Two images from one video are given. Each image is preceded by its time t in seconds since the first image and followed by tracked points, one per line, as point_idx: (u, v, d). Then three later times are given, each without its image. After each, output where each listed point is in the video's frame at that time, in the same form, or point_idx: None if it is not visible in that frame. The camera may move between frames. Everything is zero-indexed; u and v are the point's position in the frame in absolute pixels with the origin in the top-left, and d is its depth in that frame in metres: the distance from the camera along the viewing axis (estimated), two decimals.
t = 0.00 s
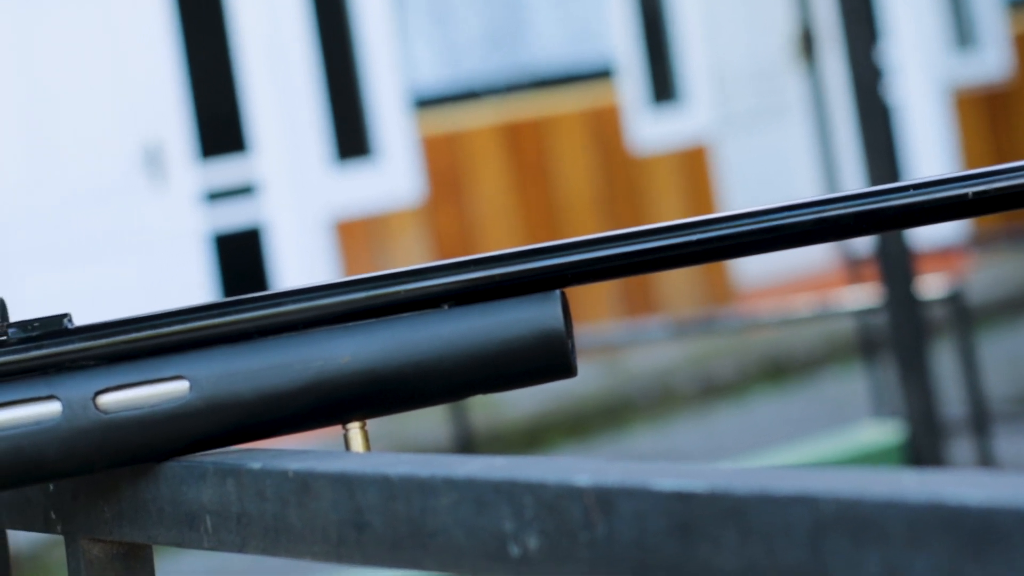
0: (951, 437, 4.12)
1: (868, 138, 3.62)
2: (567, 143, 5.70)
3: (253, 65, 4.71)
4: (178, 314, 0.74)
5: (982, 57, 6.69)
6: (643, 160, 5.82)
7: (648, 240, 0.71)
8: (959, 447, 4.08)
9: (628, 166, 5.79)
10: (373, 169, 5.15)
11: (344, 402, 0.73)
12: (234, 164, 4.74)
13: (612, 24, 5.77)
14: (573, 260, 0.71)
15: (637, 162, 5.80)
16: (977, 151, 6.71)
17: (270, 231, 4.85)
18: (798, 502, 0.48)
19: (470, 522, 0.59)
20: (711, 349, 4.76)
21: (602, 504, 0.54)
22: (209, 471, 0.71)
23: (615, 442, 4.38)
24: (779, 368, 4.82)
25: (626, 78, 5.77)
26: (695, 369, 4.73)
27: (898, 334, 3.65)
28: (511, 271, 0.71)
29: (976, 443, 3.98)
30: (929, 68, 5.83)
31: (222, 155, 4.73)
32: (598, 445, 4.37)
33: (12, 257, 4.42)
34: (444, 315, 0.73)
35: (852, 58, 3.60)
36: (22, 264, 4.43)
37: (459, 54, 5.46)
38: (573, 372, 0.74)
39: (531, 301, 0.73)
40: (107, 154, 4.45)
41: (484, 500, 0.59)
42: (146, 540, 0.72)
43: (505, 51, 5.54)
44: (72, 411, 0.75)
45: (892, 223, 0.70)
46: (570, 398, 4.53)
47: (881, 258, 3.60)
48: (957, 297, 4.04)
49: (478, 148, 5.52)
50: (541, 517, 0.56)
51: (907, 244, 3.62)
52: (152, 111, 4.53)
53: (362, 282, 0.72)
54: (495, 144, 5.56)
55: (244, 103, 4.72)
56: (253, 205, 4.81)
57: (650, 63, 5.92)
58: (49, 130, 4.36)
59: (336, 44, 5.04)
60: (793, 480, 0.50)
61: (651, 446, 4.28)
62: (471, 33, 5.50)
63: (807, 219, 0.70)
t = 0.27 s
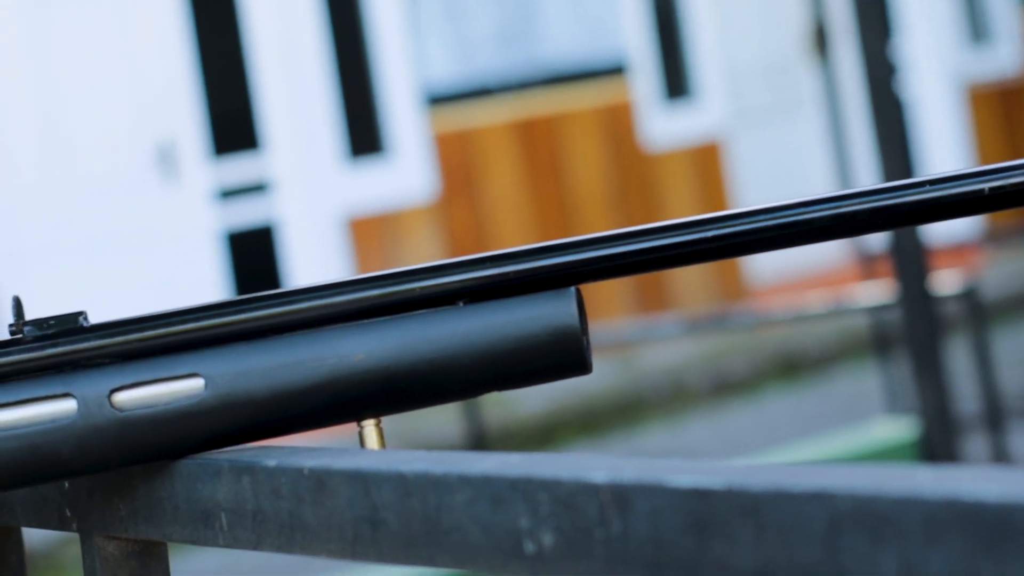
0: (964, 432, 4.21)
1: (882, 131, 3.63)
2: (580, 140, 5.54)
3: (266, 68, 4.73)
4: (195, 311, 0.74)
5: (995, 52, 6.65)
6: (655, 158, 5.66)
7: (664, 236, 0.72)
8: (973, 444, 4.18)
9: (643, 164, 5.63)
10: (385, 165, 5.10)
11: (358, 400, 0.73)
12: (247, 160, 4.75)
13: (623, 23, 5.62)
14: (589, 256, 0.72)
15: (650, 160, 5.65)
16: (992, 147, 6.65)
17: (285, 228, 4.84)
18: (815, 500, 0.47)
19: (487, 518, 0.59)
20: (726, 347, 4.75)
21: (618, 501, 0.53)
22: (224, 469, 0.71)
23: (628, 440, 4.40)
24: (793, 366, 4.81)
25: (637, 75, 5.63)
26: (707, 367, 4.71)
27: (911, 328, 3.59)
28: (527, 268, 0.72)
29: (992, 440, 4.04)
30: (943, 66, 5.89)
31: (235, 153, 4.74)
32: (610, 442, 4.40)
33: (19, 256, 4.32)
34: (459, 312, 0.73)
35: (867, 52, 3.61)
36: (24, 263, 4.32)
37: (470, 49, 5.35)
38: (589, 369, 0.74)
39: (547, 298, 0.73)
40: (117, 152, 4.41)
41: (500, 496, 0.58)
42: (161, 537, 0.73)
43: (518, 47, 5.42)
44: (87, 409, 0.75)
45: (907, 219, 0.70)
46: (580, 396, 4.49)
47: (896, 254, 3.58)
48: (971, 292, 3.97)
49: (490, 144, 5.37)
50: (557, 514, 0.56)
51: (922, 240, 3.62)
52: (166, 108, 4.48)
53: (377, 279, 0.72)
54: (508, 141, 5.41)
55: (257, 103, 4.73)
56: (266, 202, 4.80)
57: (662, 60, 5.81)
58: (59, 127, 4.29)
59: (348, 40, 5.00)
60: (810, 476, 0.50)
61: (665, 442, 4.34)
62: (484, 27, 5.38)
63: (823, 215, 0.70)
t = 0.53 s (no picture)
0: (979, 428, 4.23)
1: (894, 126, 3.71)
2: (592, 136, 5.48)
3: (279, 71, 4.73)
4: (209, 309, 0.75)
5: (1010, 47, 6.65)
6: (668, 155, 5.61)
7: (678, 233, 0.72)
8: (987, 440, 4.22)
9: (656, 161, 5.58)
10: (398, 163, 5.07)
11: (372, 398, 0.74)
12: (262, 158, 4.76)
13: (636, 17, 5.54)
14: (602, 254, 0.72)
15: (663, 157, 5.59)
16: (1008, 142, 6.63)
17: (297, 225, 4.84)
18: (830, 496, 0.47)
19: (501, 516, 0.59)
20: (739, 343, 4.70)
21: (633, 498, 0.53)
22: (238, 467, 0.71)
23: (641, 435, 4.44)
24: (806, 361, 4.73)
25: (649, 69, 5.56)
26: (719, 364, 4.67)
27: (925, 322, 3.71)
28: (540, 266, 0.72)
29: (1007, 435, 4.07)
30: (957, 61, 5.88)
31: (249, 150, 4.74)
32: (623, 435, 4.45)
33: (37, 254, 4.37)
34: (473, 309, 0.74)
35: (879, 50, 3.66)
36: (36, 261, 4.38)
37: (482, 48, 5.29)
38: (602, 366, 0.75)
39: (560, 295, 0.73)
40: (127, 152, 4.43)
41: (513, 492, 0.58)
42: (176, 534, 0.73)
43: (529, 45, 5.37)
44: (100, 407, 0.75)
45: (922, 215, 0.70)
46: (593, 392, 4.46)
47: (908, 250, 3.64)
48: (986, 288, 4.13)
49: (502, 141, 5.33)
50: (571, 511, 0.56)
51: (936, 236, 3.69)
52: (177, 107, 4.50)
53: (391, 277, 0.73)
54: (520, 139, 5.37)
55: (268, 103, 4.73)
56: (278, 200, 4.81)
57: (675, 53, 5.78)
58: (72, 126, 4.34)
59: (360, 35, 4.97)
60: (826, 472, 0.50)
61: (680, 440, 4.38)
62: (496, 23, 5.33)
63: (837, 212, 0.71)
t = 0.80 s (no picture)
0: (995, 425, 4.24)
1: (908, 120, 3.80)
2: (603, 132, 5.49)
3: (290, 63, 4.70)
4: (221, 308, 0.75)
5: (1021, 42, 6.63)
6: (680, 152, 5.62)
7: (690, 230, 0.72)
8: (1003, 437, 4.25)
9: (669, 158, 5.59)
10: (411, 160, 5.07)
11: (385, 395, 0.74)
12: (272, 156, 4.74)
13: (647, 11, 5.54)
14: (614, 252, 0.72)
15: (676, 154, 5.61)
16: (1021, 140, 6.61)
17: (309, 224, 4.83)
18: (841, 493, 0.47)
19: (514, 512, 0.59)
20: (752, 339, 4.67)
21: (646, 494, 0.53)
22: (253, 464, 0.71)
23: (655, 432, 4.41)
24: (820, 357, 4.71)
25: (662, 67, 5.56)
26: (732, 359, 4.63)
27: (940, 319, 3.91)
28: (553, 264, 0.73)
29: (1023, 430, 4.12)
30: (970, 57, 5.85)
31: (263, 148, 4.73)
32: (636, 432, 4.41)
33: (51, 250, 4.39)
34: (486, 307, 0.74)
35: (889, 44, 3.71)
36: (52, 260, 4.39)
37: (493, 45, 5.28)
38: (615, 363, 0.75)
39: (574, 293, 0.74)
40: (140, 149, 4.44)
41: (527, 490, 0.58)
42: (190, 532, 0.72)
43: (540, 42, 5.37)
44: (116, 406, 0.75)
45: (938, 212, 0.70)
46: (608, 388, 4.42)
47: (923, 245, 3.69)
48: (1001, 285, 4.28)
49: (515, 139, 5.34)
50: (585, 509, 0.56)
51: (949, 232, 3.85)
52: (189, 103, 4.51)
53: (403, 275, 0.73)
54: (533, 137, 5.38)
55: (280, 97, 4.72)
56: (291, 199, 4.80)
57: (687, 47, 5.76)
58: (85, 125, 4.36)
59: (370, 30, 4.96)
60: (838, 469, 0.50)
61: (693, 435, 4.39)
62: (507, 21, 5.32)
63: (851, 209, 0.71)
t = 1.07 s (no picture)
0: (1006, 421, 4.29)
1: (922, 116, 3.80)
2: (615, 128, 5.42)
3: (301, 62, 4.72)
4: (233, 307, 0.75)
5: None
6: (693, 149, 5.53)
7: (703, 230, 0.72)
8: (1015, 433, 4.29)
9: (682, 155, 5.51)
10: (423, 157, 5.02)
11: (398, 394, 0.74)
12: (285, 154, 4.77)
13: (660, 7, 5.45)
14: (627, 251, 0.72)
15: (688, 151, 5.52)
16: None
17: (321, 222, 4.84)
18: (855, 491, 0.47)
19: (527, 510, 0.59)
20: (766, 335, 4.63)
21: (660, 493, 0.53)
22: (265, 463, 0.71)
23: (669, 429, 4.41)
24: (834, 354, 4.66)
25: (675, 64, 5.47)
26: (746, 356, 4.60)
27: (954, 316, 3.93)
28: (565, 262, 0.73)
29: None
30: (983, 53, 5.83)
31: (274, 146, 4.76)
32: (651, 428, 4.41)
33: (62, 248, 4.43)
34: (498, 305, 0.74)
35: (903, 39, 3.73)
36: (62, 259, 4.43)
37: (504, 41, 5.20)
38: (627, 362, 0.75)
39: (586, 291, 0.74)
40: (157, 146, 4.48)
41: (541, 488, 0.58)
42: (203, 530, 0.73)
43: (552, 39, 5.28)
44: (128, 404, 0.75)
45: (950, 211, 0.70)
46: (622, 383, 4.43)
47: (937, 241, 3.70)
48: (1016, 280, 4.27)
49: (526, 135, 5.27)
50: (598, 506, 0.56)
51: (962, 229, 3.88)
52: (197, 101, 4.55)
53: (416, 274, 0.73)
54: (545, 133, 5.31)
55: (291, 97, 4.75)
56: (302, 196, 4.82)
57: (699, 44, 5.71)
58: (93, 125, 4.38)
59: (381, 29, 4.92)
60: (850, 466, 0.49)
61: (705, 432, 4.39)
62: (518, 16, 5.22)
63: (862, 207, 0.71)
